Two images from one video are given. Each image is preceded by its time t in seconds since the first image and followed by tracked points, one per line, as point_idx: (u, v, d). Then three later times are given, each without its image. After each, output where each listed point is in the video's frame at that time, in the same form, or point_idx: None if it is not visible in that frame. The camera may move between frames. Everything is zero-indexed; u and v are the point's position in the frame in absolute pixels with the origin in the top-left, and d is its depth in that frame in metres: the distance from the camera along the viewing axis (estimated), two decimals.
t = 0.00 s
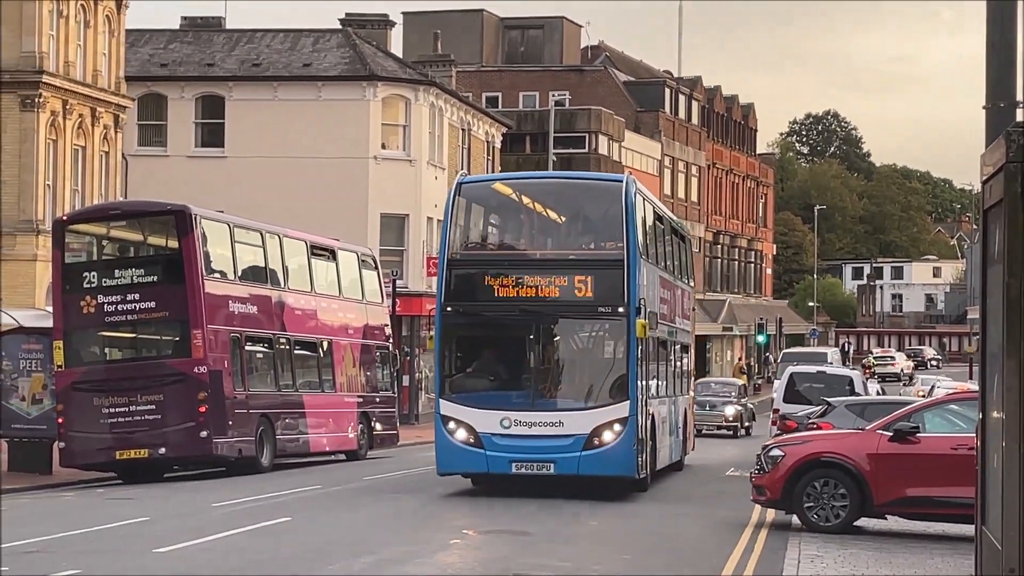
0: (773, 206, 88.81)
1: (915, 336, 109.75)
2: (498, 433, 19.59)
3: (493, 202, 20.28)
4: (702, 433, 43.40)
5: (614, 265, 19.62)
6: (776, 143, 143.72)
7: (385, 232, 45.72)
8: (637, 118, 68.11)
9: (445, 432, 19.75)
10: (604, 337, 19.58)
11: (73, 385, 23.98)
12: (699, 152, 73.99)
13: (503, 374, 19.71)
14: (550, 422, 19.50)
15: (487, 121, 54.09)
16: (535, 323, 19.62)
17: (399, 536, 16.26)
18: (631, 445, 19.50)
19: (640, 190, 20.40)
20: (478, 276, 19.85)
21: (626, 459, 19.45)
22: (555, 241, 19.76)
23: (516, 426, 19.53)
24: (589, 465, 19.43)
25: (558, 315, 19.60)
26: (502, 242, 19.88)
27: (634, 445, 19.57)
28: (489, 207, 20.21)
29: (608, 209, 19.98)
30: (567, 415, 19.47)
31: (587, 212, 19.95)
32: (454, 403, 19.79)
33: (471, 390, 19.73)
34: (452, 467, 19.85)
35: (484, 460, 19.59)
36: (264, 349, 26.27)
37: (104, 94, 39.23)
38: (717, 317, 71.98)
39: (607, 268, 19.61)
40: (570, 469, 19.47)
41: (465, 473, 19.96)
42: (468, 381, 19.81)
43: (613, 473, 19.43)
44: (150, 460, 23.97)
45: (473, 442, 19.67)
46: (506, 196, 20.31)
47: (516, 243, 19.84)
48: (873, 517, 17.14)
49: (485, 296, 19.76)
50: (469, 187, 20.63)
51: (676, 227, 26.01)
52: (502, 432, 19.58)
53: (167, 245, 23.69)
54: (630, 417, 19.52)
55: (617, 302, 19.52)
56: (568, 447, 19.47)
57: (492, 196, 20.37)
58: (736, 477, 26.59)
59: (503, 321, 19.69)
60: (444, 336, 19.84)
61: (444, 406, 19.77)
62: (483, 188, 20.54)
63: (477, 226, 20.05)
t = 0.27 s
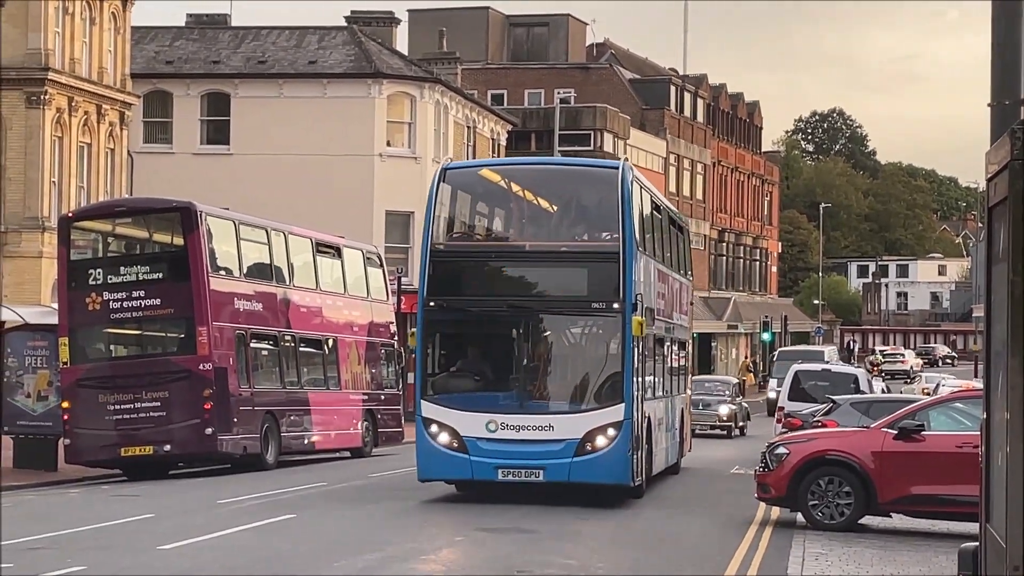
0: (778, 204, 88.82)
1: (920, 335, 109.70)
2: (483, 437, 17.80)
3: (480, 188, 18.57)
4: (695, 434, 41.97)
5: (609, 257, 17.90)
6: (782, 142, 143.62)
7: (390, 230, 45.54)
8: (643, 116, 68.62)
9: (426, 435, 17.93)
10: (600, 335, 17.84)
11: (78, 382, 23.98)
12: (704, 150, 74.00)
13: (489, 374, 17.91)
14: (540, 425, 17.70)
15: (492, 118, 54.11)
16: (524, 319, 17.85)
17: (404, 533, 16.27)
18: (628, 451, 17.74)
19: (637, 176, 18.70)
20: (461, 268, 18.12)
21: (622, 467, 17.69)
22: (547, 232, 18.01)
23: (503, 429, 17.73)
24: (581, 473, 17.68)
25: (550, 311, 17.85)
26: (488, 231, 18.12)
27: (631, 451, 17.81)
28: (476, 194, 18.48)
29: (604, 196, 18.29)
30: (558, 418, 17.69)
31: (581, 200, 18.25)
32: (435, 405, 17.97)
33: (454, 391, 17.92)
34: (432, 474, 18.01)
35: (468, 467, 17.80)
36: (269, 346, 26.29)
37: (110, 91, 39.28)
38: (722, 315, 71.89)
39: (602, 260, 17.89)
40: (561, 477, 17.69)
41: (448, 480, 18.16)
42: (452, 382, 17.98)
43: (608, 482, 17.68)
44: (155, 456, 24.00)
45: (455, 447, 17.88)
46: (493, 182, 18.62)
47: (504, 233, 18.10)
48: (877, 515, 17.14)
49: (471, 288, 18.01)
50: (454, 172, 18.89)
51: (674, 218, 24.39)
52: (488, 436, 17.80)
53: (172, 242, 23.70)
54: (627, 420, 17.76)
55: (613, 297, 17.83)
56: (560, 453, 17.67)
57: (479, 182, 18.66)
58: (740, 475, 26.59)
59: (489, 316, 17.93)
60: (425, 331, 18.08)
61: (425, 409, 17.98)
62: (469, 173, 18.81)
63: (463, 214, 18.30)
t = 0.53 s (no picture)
0: (782, 199, 88.78)
1: (924, 330, 109.63)
2: (466, 438, 16.41)
3: (464, 171, 17.21)
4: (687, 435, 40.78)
5: (603, 247, 16.55)
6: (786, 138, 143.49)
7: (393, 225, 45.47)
8: (647, 111, 68.20)
9: (405, 435, 16.53)
10: (593, 329, 16.50)
11: (81, 377, 23.94)
12: (708, 146, 73.97)
13: (473, 370, 16.55)
14: (527, 425, 16.32)
15: (496, 114, 54.09)
16: (510, 311, 16.51)
17: (407, 529, 16.26)
18: (622, 453, 16.38)
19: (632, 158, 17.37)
20: (443, 257, 16.76)
21: (615, 470, 16.33)
22: (535, 218, 16.64)
23: (488, 429, 16.35)
24: (572, 477, 16.30)
25: (538, 303, 16.50)
26: (473, 218, 16.76)
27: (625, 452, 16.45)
28: (460, 178, 17.12)
29: (597, 182, 16.97)
30: (547, 418, 16.31)
31: (574, 185, 16.91)
32: (415, 402, 16.59)
33: (435, 388, 16.56)
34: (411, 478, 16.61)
35: (450, 470, 16.41)
36: (273, 341, 26.31)
37: (114, 86, 39.31)
38: (726, 311, 71.77)
39: (595, 249, 16.54)
40: (550, 480, 16.31)
41: (428, 484, 16.75)
42: (434, 380, 16.61)
43: (601, 486, 16.29)
44: (159, 451, 23.98)
45: (436, 448, 16.49)
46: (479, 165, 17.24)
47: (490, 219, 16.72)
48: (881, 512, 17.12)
49: (454, 278, 16.67)
50: (437, 153, 17.50)
51: (668, 204, 23.28)
52: (471, 436, 16.42)
53: (176, 238, 23.72)
54: (622, 420, 16.40)
55: (607, 288, 16.48)
56: (549, 455, 16.30)
57: (464, 166, 17.29)
58: (744, 471, 26.55)
59: (473, 308, 16.59)
60: (404, 324, 16.72)
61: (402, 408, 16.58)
62: (453, 155, 17.43)
63: (445, 199, 16.94)
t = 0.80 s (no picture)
0: (784, 192, 88.82)
1: (926, 323, 109.62)
2: (445, 436, 15.30)
3: (445, 148, 16.02)
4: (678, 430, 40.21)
5: (593, 230, 15.42)
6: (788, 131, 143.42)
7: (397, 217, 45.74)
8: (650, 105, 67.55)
9: (379, 433, 15.41)
10: (581, 318, 15.36)
11: (83, 369, 23.98)
12: (710, 139, 74.00)
13: (452, 363, 15.42)
14: (511, 422, 15.21)
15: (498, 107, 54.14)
16: (493, 299, 15.38)
17: (408, 521, 16.31)
18: (612, 452, 15.26)
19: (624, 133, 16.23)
20: (419, 239, 15.61)
21: (605, 471, 15.24)
22: (520, 198, 15.46)
23: (469, 427, 15.24)
24: (558, 478, 15.19)
25: (522, 290, 15.36)
26: (454, 199, 15.60)
27: (615, 451, 15.33)
28: (440, 156, 15.94)
29: (586, 159, 15.81)
30: (532, 415, 15.19)
31: (561, 163, 15.75)
32: (390, 397, 15.46)
33: (412, 382, 15.44)
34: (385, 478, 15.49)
35: (427, 470, 15.29)
36: (275, 333, 26.36)
37: (117, 78, 39.35)
38: (728, 304, 71.71)
39: (585, 232, 15.42)
40: (535, 482, 15.21)
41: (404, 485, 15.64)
42: (411, 373, 15.48)
43: (589, 488, 15.19)
44: (161, 443, 24.14)
45: (413, 447, 15.37)
46: (459, 141, 16.04)
47: (471, 200, 15.55)
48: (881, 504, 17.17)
49: (433, 263, 15.53)
50: (413, 128, 16.27)
51: (663, 185, 22.49)
52: (450, 434, 15.30)
53: (178, 230, 23.71)
54: (611, 418, 15.29)
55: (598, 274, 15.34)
56: (534, 455, 15.19)
57: (443, 141, 16.09)
58: (746, 463, 26.60)
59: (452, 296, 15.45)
60: (377, 313, 15.57)
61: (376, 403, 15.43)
62: (431, 130, 16.20)
63: (424, 179, 15.77)
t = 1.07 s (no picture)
0: (785, 189, 88.90)
1: (926, 320, 109.63)
2: (420, 442, 14.14)
3: (421, 133, 14.97)
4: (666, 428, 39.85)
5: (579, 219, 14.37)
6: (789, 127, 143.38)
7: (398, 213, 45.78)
8: (650, 101, 68.00)
9: (349, 437, 14.27)
10: (566, 313, 14.26)
11: (86, 363, 24.02)
12: (712, 136, 74.06)
13: (427, 363, 14.29)
14: (491, 426, 14.05)
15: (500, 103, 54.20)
16: (472, 293, 14.30)
17: (409, 515, 16.35)
18: (599, 459, 14.09)
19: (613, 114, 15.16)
20: (393, 228, 14.57)
21: (595, 477, 14.04)
22: (502, 184, 14.40)
23: (446, 432, 14.09)
24: (543, 487, 14.01)
25: (503, 283, 14.28)
26: (431, 186, 14.56)
27: (603, 458, 14.15)
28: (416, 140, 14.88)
29: (572, 142, 14.75)
30: (514, 419, 14.03)
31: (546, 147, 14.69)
32: (361, 399, 14.31)
33: (385, 382, 14.32)
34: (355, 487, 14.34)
35: (400, 479, 14.12)
36: (276, 328, 26.43)
37: (119, 73, 39.37)
38: (729, 300, 71.68)
39: (571, 222, 14.37)
40: (517, 492, 14.03)
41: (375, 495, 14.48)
42: (385, 373, 14.36)
43: (575, 497, 14.00)
44: (162, 437, 24.18)
45: (386, 453, 14.22)
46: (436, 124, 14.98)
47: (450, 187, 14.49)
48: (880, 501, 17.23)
49: (408, 254, 14.45)
50: (387, 108, 15.17)
51: (654, 171, 22.32)
52: (426, 439, 14.15)
53: (181, 225, 23.79)
54: (600, 421, 14.15)
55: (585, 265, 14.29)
56: (517, 463, 14.02)
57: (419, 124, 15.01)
58: (745, 460, 26.64)
59: (429, 290, 14.35)
60: (347, 308, 14.46)
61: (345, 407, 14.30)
62: (407, 111, 15.11)
63: (398, 165, 14.75)
